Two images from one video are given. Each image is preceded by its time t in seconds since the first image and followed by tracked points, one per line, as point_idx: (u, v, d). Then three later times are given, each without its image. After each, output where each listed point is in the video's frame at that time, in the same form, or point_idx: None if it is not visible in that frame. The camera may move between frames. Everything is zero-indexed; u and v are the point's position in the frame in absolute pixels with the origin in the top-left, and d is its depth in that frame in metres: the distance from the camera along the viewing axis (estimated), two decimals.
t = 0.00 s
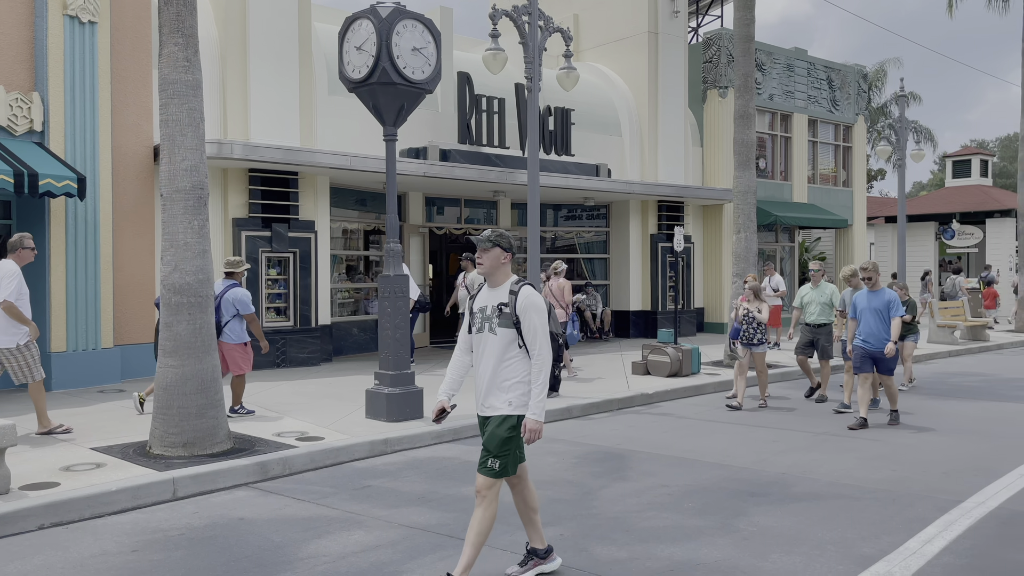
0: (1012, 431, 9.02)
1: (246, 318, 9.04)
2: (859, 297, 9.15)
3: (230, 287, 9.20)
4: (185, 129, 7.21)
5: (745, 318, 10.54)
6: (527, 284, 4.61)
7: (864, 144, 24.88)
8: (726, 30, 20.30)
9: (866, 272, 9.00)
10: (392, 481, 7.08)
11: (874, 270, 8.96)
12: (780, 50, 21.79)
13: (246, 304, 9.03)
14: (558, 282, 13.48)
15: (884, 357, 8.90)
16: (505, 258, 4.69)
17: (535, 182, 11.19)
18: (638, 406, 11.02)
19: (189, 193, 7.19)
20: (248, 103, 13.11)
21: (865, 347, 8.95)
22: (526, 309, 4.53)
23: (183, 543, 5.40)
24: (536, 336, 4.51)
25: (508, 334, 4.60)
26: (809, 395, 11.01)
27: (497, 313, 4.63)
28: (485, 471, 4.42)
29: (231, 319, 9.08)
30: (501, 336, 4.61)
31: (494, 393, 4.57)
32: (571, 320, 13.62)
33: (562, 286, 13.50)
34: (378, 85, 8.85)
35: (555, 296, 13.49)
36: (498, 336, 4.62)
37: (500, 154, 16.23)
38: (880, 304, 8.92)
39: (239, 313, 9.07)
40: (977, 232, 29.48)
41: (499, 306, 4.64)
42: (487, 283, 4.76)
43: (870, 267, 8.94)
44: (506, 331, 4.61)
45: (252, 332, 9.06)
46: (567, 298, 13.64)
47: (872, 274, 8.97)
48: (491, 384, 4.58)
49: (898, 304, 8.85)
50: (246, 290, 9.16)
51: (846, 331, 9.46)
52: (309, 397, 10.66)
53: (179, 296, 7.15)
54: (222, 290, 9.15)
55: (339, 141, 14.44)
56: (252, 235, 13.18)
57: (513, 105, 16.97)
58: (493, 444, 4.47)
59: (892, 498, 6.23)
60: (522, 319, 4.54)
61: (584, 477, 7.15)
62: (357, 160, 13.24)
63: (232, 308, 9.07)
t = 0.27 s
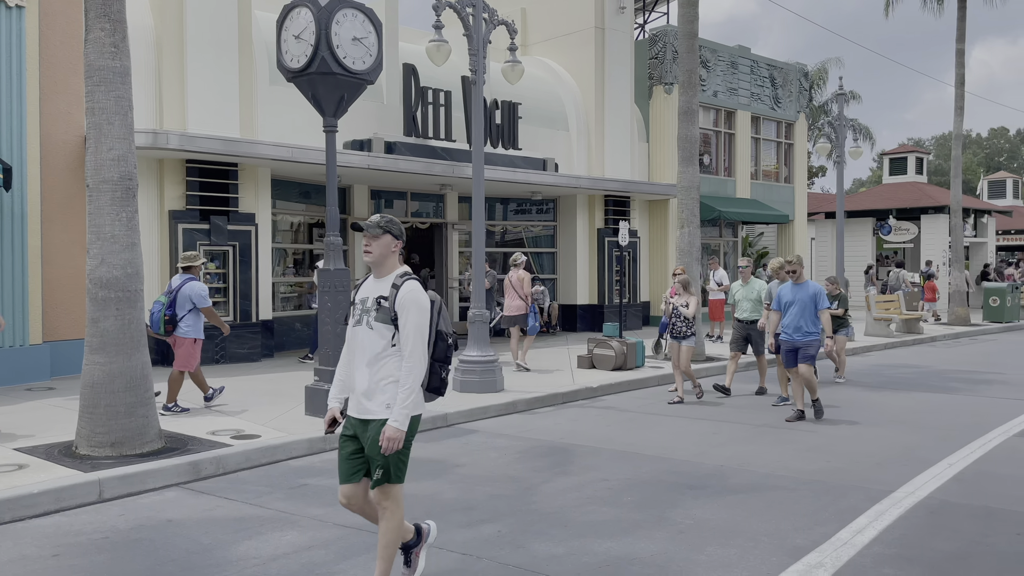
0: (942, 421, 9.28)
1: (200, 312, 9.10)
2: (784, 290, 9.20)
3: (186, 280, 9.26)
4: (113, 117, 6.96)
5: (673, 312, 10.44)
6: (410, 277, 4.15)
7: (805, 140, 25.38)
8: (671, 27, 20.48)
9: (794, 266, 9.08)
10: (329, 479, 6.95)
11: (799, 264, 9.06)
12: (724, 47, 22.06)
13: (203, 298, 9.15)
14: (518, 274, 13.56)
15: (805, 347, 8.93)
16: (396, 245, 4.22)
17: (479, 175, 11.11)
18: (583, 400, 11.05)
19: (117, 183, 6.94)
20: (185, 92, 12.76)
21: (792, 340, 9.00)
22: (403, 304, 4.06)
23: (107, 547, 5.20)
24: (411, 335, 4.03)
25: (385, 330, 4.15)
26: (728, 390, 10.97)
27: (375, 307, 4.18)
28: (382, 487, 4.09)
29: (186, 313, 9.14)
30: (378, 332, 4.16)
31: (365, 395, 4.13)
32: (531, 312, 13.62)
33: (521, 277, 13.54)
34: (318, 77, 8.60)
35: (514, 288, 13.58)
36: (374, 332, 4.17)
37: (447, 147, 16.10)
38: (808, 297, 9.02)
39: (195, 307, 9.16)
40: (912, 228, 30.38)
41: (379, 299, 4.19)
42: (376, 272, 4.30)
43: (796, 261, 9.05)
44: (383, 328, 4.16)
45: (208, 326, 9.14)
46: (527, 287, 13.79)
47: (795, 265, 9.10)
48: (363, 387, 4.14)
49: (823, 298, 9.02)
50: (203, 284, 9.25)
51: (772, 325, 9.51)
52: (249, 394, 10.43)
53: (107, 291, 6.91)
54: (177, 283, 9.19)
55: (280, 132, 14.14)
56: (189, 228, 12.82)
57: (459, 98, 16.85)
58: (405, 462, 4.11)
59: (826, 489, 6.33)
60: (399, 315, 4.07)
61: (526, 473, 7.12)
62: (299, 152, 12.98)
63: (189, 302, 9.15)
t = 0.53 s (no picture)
0: (869, 413, 9.50)
1: (146, 306, 8.93)
2: (710, 288, 9.06)
3: (134, 273, 9.09)
4: (24, 103, 6.61)
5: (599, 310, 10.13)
6: (266, 271, 3.77)
7: (742, 138, 25.81)
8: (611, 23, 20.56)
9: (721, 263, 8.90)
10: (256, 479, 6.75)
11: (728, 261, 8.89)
12: (663, 44, 22.25)
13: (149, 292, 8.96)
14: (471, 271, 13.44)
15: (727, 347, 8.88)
16: (251, 238, 3.87)
17: (416, 168, 10.94)
18: (520, 395, 11.00)
19: (29, 173, 6.60)
20: (109, 78, 12.28)
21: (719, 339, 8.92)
22: (260, 303, 3.68)
23: (13, 555, 4.94)
24: (267, 336, 3.65)
25: (241, 333, 3.76)
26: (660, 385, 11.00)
27: (229, 307, 3.77)
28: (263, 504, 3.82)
29: (135, 308, 8.99)
30: (234, 336, 3.77)
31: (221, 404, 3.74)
32: (481, 309, 13.64)
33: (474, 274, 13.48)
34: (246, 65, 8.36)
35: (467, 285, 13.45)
36: (229, 336, 3.78)
37: (385, 140, 15.87)
38: (734, 295, 8.96)
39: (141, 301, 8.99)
40: (844, 224, 31.18)
41: (232, 299, 3.79)
42: (230, 270, 3.89)
43: (725, 258, 8.86)
44: (239, 330, 3.77)
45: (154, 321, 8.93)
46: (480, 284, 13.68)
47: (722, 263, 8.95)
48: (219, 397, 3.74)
49: (749, 295, 9.01)
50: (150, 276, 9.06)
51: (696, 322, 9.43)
52: (175, 392, 10.10)
53: (18, 285, 6.57)
54: (124, 278, 9.06)
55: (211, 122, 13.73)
56: (114, 220, 12.36)
57: (398, 89, 16.61)
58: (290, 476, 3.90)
59: (755, 482, 6.40)
60: (254, 314, 3.69)
61: (459, 470, 7.03)
62: (230, 142, 12.61)
63: (135, 296, 9.00)
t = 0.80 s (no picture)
0: (795, 406, 9.69)
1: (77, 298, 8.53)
2: (635, 281, 9.06)
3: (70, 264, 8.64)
4: None
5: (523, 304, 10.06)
6: (86, 263, 3.28)
7: (676, 135, 26.17)
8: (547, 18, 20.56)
9: (647, 256, 8.93)
10: (175, 482, 6.49)
11: (654, 255, 8.91)
12: (599, 41, 22.36)
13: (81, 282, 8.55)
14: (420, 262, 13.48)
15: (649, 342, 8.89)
16: (68, 227, 3.38)
17: (347, 160, 10.72)
18: (454, 392, 10.88)
19: None
20: (22, 64, 11.71)
21: (639, 334, 8.92)
22: (76, 297, 3.19)
23: None
24: (84, 335, 3.17)
25: (55, 332, 3.26)
26: (590, 383, 10.76)
27: (41, 304, 3.27)
28: (42, 545, 3.26)
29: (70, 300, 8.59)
30: (46, 337, 3.26)
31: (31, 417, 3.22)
32: (430, 301, 13.49)
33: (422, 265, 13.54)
34: (164, 50, 8.11)
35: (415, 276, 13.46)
36: (40, 337, 3.26)
37: (318, 132, 15.54)
38: (658, 290, 8.98)
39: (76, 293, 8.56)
40: (774, 221, 31.92)
41: (46, 294, 3.29)
42: (44, 263, 3.39)
43: (651, 251, 8.91)
44: (53, 330, 3.26)
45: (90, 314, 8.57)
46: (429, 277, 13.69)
47: (650, 257, 8.95)
48: (25, 408, 3.22)
49: (673, 292, 9.01)
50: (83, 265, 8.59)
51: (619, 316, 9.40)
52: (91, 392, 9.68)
53: None
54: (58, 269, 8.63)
55: (133, 111, 13.24)
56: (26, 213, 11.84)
57: (329, 80, 16.28)
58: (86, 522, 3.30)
59: (684, 475, 6.44)
60: (69, 311, 3.20)
61: (388, 469, 6.88)
62: (152, 132, 12.14)
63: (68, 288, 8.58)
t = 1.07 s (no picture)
0: (724, 399, 9.80)
1: (18, 301, 8.35)
2: (561, 276, 8.98)
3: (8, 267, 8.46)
4: None
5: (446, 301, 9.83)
6: None
7: (609, 133, 26.36)
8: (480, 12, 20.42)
9: (571, 249, 8.83)
10: (83, 489, 6.16)
11: (579, 248, 8.81)
12: (533, 36, 22.34)
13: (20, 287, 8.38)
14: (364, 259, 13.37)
15: (578, 339, 8.71)
16: None
17: (272, 152, 10.39)
18: (385, 390, 10.66)
19: None
20: None
21: (560, 327, 8.71)
22: None
23: None
24: None
25: None
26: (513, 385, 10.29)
27: None
28: None
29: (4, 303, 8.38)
30: None
31: None
32: (374, 299, 13.30)
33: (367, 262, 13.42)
34: (74, 34, 7.69)
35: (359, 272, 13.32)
36: None
37: (243, 123, 15.09)
38: (581, 284, 8.81)
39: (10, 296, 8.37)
40: (705, 218, 32.50)
41: None
42: None
43: (576, 245, 8.80)
44: None
45: (26, 317, 8.40)
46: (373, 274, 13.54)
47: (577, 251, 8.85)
48: None
49: (598, 287, 8.82)
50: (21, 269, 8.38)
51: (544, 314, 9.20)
52: None
53: None
54: None
55: (44, 99, 12.59)
56: None
57: (256, 70, 15.82)
58: None
59: (614, 472, 6.41)
60: None
61: (313, 471, 6.67)
62: (65, 122, 11.57)
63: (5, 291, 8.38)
